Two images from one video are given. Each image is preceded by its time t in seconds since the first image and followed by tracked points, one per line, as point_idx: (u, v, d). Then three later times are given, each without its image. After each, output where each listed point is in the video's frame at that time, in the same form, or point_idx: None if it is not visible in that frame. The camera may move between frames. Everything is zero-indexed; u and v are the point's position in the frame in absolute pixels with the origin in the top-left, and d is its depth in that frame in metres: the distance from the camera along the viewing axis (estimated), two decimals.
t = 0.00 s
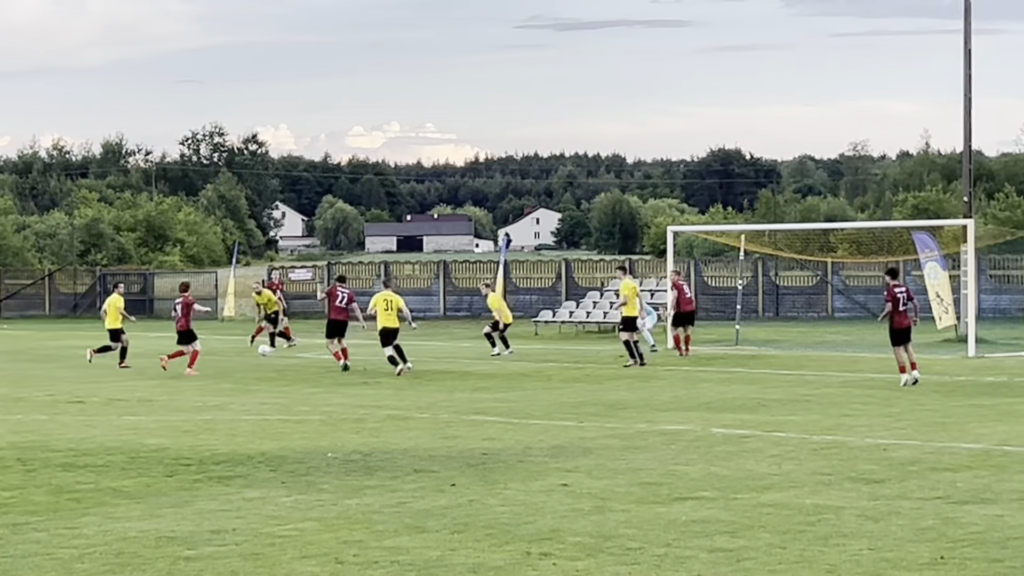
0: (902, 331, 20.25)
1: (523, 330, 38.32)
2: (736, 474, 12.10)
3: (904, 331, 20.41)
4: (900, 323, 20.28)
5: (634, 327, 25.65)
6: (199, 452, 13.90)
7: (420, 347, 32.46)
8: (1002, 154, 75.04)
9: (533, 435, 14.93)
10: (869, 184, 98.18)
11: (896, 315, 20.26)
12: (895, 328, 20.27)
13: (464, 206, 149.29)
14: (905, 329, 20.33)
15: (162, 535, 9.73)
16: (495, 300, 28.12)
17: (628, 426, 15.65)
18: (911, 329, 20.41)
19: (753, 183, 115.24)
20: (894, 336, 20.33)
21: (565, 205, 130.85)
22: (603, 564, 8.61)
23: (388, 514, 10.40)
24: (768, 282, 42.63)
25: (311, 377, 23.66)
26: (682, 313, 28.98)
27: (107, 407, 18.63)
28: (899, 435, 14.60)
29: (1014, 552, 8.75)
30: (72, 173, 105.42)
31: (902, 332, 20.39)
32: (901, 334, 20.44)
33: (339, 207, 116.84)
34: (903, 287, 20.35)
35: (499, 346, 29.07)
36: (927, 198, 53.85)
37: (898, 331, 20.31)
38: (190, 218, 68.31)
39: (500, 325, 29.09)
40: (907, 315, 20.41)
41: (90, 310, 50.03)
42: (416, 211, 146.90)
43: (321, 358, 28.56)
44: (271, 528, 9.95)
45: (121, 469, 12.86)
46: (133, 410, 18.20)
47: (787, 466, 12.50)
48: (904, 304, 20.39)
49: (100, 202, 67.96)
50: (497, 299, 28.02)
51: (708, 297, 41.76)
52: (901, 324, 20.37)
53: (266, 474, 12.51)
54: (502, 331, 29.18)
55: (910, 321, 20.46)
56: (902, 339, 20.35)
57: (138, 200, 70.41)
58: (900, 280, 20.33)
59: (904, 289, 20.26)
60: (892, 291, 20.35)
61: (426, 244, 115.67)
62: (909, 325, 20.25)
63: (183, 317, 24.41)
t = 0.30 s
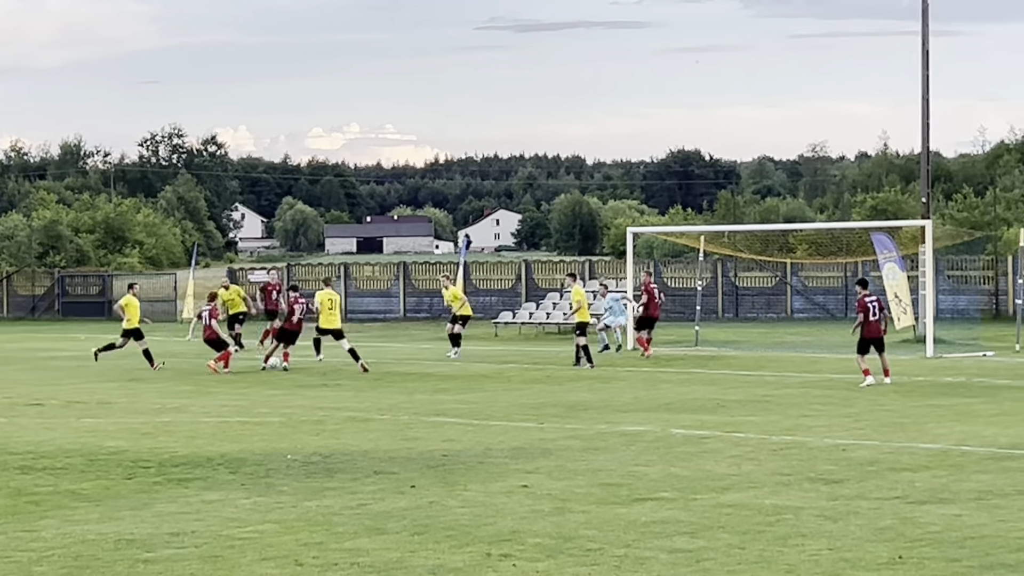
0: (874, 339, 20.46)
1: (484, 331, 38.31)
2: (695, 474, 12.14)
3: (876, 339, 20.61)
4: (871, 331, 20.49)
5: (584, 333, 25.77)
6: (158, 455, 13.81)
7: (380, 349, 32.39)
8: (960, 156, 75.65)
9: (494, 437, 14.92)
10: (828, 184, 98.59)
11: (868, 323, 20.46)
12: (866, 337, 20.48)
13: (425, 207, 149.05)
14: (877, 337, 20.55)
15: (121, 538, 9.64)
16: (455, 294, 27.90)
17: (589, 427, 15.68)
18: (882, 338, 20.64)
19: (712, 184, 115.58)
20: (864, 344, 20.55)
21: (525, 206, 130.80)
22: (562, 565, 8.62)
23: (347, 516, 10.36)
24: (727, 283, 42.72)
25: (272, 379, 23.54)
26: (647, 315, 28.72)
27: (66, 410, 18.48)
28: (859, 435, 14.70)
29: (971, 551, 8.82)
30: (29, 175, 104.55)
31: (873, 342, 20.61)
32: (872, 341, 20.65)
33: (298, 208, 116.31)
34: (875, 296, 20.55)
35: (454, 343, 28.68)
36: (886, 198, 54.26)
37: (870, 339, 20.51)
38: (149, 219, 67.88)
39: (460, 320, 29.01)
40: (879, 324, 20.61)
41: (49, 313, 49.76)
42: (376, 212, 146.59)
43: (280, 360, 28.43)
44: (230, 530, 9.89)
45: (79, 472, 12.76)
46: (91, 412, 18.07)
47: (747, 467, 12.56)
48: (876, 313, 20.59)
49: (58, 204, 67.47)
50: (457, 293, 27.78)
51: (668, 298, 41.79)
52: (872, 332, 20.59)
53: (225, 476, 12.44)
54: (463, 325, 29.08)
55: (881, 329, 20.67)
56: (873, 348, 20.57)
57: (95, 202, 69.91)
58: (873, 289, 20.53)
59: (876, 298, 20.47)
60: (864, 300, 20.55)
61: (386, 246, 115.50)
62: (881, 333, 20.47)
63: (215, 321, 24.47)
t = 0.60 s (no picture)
0: (843, 336, 20.58)
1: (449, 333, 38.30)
2: (660, 475, 12.17)
3: (844, 334, 20.75)
4: (840, 326, 20.63)
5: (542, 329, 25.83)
6: (121, 457, 13.71)
7: (346, 350, 32.30)
8: (922, 157, 76.17)
9: (459, 438, 14.90)
10: (793, 185, 99.04)
11: (835, 319, 20.61)
12: (835, 332, 20.62)
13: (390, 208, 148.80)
14: (846, 332, 20.69)
15: (84, 541, 9.56)
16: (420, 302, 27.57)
17: (553, 428, 15.68)
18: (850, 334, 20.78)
19: (676, 185, 115.90)
20: (832, 340, 20.69)
21: (491, 207, 130.79)
22: (527, 565, 8.63)
23: (312, 517, 10.33)
24: (691, 284, 42.88)
25: (235, 380, 23.42)
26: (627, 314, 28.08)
27: (29, 412, 18.34)
28: (822, 435, 14.78)
29: (934, 551, 8.88)
30: None
31: (841, 338, 20.75)
32: (840, 338, 20.78)
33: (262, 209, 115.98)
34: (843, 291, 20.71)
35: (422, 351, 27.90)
36: (850, 199, 54.62)
37: (838, 335, 20.65)
38: (113, 220, 67.44)
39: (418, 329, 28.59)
40: (846, 320, 20.76)
41: (13, 313, 49.69)
42: (340, 213, 146.26)
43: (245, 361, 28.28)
44: (194, 532, 9.83)
45: (42, 474, 12.65)
46: (54, 414, 17.93)
47: (710, 468, 12.59)
48: (845, 309, 20.74)
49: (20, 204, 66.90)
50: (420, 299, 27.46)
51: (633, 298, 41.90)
52: (840, 329, 20.73)
53: (189, 477, 12.36)
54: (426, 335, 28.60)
55: (849, 325, 20.81)
56: (841, 344, 20.71)
57: (58, 203, 69.37)
58: (841, 284, 20.69)
59: (844, 294, 20.61)
60: (833, 295, 20.70)
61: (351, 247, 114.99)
62: (849, 329, 20.61)
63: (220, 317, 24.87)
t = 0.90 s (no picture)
0: (818, 337, 20.64)
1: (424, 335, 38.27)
2: (635, 476, 12.19)
3: (818, 335, 20.81)
4: (815, 327, 20.68)
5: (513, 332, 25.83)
6: (96, 459, 13.63)
7: (322, 351, 32.21)
8: (897, 160, 76.48)
9: (434, 439, 14.90)
10: (768, 187, 99.30)
11: (810, 320, 20.66)
12: (809, 333, 20.68)
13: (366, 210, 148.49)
14: (819, 333, 20.75)
15: (58, 543, 9.50)
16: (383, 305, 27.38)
17: (529, 430, 15.68)
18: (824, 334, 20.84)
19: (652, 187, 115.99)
20: (806, 342, 20.75)
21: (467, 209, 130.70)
22: (503, 566, 8.63)
23: (287, 518, 10.29)
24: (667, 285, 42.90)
25: (211, 382, 23.33)
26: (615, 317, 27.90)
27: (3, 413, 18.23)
28: (797, 436, 14.84)
29: (907, 552, 8.92)
30: None
31: (815, 339, 20.80)
32: (814, 339, 20.83)
33: (238, 211, 115.54)
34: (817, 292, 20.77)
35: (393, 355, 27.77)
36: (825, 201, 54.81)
37: (812, 336, 20.71)
38: (88, 222, 67.09)
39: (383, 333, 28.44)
40: (820, 321, 20.81)
41: None
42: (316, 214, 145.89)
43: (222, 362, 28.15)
44: (168, 534, 9.79)
45: (16, 476, 12.57)
46: (29, 416, 17.83)
47: (686, 469, 12.62)
48: (819, 310, 20.79)
49: None
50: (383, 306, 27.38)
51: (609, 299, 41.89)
52: (814, 330, 20.78)
53: (164, 480, 12.31)
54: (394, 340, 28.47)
55: (824, 326, 20.87)
56: (816, 345, 20.77)
57: (33, 205, 68.92)
58: (815, 285, 20.73)
59: (818, 295, 20.66)
60: (806, 296, 20.75)
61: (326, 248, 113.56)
62: (824, 330, 20.66)
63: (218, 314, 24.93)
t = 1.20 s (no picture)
0: (810, 339, 20.68)
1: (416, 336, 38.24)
2: (627, 478, 12.19)
3: (811, 337, 20.83)
4: (808, 329, 20.72)
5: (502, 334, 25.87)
6: (87, 460, 13.59)
7: (314, 353, 32.15)
8: (890, 162, 76.63)
9: (426, 441, 14.88)
10: (759, 189, 99.44)
11: (803, 322, 20.69)
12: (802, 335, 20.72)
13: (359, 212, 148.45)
14: (812, 335, 20.79)
15: (50, 545, 9.48)
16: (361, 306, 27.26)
17: (520, 431, 15.68)
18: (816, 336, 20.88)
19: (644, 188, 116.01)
20: (799, 344, 20.79)
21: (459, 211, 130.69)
22: (494, 569, 8.62)
23: (279, 521, 10.28)
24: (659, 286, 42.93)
25: (203, 383, 23.28)
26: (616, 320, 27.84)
27: None
28: (788, 438, 14.85)
29: (899, 554, 8.93)
30: None
31: (808, 340, 20.83)
32: (807, 340, 20.87)
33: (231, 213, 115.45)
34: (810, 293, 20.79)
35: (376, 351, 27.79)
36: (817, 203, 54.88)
37: (805, 338, 20.75)
38: (81, 223, 67.00)
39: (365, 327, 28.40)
40: (813, 323, 20.84)
41: None
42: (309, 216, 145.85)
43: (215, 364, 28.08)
44: (159, 536, 9.76)
45: (8, 477, 12.53)
46: (20, 417, 17.78)
47: (677, 471, 12.61)
48: (812, 312, 20.80)
49: None
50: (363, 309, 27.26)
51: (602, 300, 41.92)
52: (807, 331, 20.81)
53: (155, 481, 12.29)
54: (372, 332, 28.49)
55: (816, 328, 20.89)
56: (809, 346, 20.81)
57: (24, 206, 68.77)
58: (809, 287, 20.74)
59: (812, 296, 20.68)
60: (800, 297, 20.77)
61: (319, 249, 114.41)
62: (816, 333, 20.70)
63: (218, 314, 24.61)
